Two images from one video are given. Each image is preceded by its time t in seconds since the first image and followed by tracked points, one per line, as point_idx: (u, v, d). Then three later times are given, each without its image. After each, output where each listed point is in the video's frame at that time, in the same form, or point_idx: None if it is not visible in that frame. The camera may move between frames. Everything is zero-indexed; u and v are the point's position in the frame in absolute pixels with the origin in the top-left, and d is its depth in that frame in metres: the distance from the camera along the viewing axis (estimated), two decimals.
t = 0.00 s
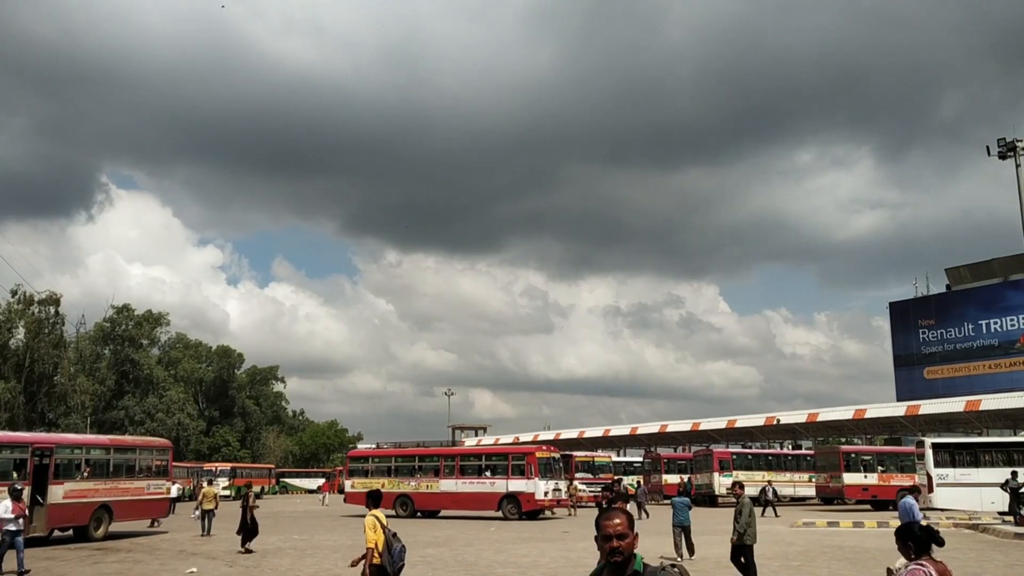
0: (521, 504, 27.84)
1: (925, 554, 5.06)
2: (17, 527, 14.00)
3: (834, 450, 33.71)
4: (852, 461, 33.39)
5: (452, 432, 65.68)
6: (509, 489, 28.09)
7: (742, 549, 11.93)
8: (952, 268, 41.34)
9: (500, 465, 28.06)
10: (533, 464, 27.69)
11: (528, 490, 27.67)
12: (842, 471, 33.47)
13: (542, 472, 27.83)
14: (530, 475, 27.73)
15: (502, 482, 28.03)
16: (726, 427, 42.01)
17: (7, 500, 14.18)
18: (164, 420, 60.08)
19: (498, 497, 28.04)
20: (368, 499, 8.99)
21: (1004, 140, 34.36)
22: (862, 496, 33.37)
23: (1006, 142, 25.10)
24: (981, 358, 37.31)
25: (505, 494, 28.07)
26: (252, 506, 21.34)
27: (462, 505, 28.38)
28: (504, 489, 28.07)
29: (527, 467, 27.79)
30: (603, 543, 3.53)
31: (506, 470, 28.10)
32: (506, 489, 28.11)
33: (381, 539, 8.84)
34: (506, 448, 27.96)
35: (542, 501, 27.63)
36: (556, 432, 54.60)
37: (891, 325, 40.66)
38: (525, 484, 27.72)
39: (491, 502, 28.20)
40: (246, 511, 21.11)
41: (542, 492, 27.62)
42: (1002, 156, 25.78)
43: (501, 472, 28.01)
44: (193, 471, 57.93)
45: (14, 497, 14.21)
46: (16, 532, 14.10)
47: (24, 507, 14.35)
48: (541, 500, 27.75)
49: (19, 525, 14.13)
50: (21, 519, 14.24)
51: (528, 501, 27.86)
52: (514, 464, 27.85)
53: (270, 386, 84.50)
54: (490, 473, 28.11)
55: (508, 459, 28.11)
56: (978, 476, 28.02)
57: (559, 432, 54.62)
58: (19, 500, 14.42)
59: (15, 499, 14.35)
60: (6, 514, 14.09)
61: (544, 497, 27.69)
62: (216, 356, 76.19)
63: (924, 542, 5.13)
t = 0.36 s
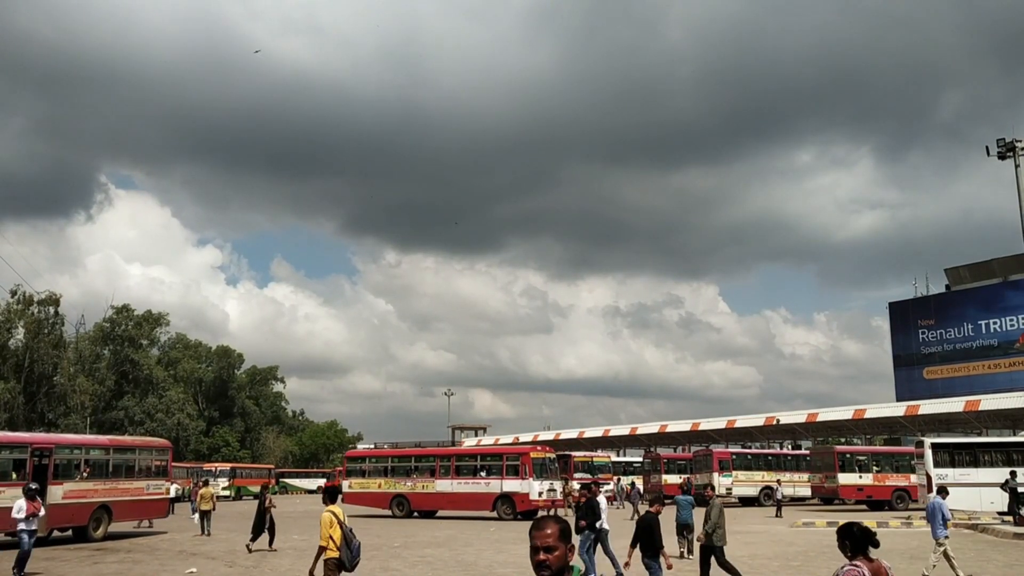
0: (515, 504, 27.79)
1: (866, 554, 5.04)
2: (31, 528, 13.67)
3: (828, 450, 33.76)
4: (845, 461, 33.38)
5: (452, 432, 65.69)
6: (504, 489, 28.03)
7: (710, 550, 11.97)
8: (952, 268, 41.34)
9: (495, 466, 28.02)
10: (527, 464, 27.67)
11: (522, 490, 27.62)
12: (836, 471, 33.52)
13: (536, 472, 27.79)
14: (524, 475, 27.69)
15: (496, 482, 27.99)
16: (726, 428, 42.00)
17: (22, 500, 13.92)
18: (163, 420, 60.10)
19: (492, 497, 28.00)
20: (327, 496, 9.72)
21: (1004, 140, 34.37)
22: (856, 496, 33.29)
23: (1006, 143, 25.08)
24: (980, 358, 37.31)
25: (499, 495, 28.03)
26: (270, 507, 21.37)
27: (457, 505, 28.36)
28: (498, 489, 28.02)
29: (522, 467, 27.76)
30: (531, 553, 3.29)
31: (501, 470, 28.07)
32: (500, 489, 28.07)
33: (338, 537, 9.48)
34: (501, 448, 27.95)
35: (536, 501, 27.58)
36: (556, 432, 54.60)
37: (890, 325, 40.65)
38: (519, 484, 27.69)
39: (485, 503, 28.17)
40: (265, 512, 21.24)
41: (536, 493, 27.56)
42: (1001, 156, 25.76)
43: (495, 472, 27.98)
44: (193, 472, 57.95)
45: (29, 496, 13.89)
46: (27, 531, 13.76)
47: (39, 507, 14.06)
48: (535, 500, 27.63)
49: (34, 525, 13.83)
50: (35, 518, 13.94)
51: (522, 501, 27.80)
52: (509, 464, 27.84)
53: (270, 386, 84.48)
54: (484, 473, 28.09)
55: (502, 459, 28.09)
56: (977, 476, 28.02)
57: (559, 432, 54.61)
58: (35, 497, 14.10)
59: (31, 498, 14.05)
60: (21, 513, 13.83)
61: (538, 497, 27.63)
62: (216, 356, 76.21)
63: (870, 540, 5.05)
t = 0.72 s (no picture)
0: (510, 505, 27.72)
1: (818, 550, 5.46)
2: (43, 529, 13.74)
3: (823, 450, 33.74)
4: (841, 461, 33.35)
5: (452, 432, 65.73)
6: (499, 490, 27.94)
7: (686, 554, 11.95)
8: (951, 268, 41.35)
9: (490, 466, 27.98)
10: (522, 465, 27.63)
11: (517, 490, 27.54)
12: (831, 471, 33.48)
13: (532, 472, 27.75)
14: (519, 475, 27.64)
15: (491, 482, 27.92)
16: (726, 428, 41.94)
17: (33, 501, 13.96)
18: (163, 421, 60.09)
19: (487, 498, 27.91)
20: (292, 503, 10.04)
21: (1004, 140, 34.37)
22: (851, 497, 33.28)
23: (1005, 143, 25.08)
24: (980, 358, 37.32)
25: (494, 495, 27.96)
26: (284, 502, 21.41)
27: (453, 505, 28.32)
28: (493, 489, 27.95)
29: (517, 467, 27.70)
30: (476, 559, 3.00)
31: (495, 470, 28.00)
32: (495, 490, 27.97)
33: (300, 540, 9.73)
34: (496, 448, 27.91)
35: (531, 502, 27.52)
36: (556, 432, 54.57)
37: (890, 325, 40.66)
38: (514, 484, 27.61)
39: (480, 503, 28.09)
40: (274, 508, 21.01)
41: (531, 493, 27.46)
42: (1000, 157, 25.77)
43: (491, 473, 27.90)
44: (193, 472, 57.92)
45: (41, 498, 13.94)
46: (39, 532, 13.80)
47: (50, 509, 14.08)
48: (531, 501, 27.64)
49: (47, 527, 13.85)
50: (46, 520, 13.93)
51: (517, 501, 27.75)
52: (504, 464, 27.78)
53: (270, 386, 84.47)
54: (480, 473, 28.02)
55: (497, 459, 28.05)
56: (977, 476, 27.98)
57: (559, 433, 54.56)
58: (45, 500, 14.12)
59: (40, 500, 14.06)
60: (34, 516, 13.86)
61: (534, 498, 27.58)
62: (216, 356, 76.29)
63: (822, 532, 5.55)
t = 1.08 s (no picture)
0: (500, 504, 27.71)
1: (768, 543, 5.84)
2: (47, 529, 13.47)
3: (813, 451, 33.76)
4: (830, 462, 33.38)
5: (447, 432, 65.69)
6: (488, 490, 27.90)
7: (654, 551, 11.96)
8: (946, 269, 41.42)
9: (479, 466, 27.92)
10: (512, 465, 27.61)
11: (507, 490, 27.52)
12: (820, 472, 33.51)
13: (522, 472, 27.71)
14: (509, 475, 27.59)
15: (480, 482, 27.86)
16: (721, 428, 41.91)
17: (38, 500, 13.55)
18: (157, 420, 59.85)
19: (476, 497, 27.88)
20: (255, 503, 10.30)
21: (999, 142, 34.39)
22: (841, 497, 33.32)
23: (999, 145, 25.10)
24: (974, 359, 37.40)
25: (484, 494, 27.92)
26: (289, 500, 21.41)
27: (443, 505, 28.27)
28: (483, 489, 27.91)
29: (506, 467, 27.66)
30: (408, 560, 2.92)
31: (484, 470, 27.94)
32: (485, 489, 27.94)
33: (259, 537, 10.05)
34: (486, 448, 27.84)
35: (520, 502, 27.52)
36: (551, 432, 54.56)
37: (885, 326, 40.72)
38: (503, 484, 27.57)
39: (469, 504, 28.02)
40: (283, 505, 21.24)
41: (520, 493, 27.42)
42: (994, 158, 25.78)
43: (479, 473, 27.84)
44: (187, 471, 57.71)
45: (47, 497, 13.50)
46: (44, 532, 13.53)
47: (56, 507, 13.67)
48: (520, 501, 27.61)
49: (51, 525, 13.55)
50: (51, 518, 13.60)
51: (507, 501, 27.75)
52: (493, 464, 27.74)
53: (264, 386, 84.26)
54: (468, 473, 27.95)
55: (487, 460, 27.99)
56: (971, 477, 28.01)
57: (554, 433, 54.54)
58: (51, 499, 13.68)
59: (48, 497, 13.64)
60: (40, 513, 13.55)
61: (524, 498, 27.55)
62: (210, 356, 76.16)
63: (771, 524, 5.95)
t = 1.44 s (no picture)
0: (481, 504, 27.66)
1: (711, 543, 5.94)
2: (47, 529, 12.85)
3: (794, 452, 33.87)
4: (811, 462, 33.50)
5: (434, 431, 65.55)
6: (470, 489, 27.86)
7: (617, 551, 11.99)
8: (931, 272, 41.62)
9: (461, 466, 27.85)
10: (494, 464, 27.60)
11: (488, 490, 27.52)
12: (801, 473, 33.61)
13: (504, 471, 27.75)
14: (491, 475, 27.58)
15: (462, 482, 27.79)
16: (707, 429, 41.95)
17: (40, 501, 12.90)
18: (142, 418, 59.31)
19: (459, 497, 27.82)
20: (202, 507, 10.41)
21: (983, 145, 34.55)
22: (821, 497, 33.47)
23: (985, 147, 25.18)
24: (958, 361, 37.62)
25: (466, 494, 27.89)
26: (287, 502, 21.27)
27: (426, 504, 28.16)
28: (465, 489, 27.89)
29: (488, 467, 27.61)
30: None
31: (466, 470, 27.88)
32: (467, 489, 27.93)
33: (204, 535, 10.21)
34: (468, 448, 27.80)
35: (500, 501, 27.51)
36: (538, 432, 54.56)
37: (871, 328, 40.88)
38: (485, 484, 27.52)
39: (451, 504, 27.95)
40: (281, 508, 21.14)
41: (501, 494, 27.41)
42: (980, 161, 25.87)
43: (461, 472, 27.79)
44: (173, 470, 57.23)
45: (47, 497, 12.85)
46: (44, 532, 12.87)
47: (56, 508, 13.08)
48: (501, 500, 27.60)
49: (52, 525, 12.94)
50: (51, 518, 13.00)
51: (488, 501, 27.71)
52: (475, 464, 27.69)
53: (250, 384, 83.76)
54: (450, 473, 27.86)
55: (468, 459, 27.93)
56: (954, 478, 28.14)
57: (541, 433, 54.51)
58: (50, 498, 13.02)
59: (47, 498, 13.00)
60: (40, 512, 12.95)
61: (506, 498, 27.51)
62: (196, 354, 75.70)
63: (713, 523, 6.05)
